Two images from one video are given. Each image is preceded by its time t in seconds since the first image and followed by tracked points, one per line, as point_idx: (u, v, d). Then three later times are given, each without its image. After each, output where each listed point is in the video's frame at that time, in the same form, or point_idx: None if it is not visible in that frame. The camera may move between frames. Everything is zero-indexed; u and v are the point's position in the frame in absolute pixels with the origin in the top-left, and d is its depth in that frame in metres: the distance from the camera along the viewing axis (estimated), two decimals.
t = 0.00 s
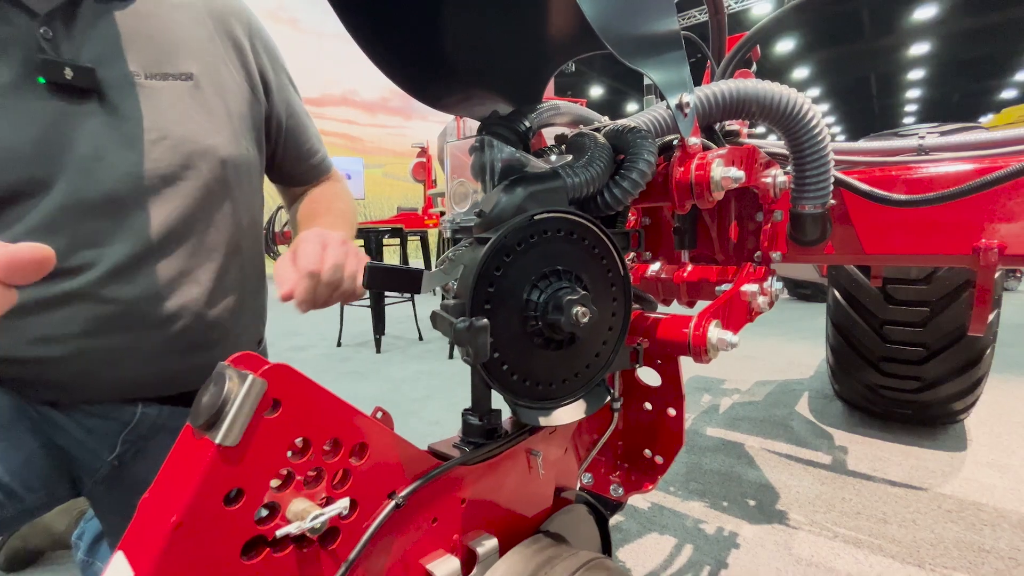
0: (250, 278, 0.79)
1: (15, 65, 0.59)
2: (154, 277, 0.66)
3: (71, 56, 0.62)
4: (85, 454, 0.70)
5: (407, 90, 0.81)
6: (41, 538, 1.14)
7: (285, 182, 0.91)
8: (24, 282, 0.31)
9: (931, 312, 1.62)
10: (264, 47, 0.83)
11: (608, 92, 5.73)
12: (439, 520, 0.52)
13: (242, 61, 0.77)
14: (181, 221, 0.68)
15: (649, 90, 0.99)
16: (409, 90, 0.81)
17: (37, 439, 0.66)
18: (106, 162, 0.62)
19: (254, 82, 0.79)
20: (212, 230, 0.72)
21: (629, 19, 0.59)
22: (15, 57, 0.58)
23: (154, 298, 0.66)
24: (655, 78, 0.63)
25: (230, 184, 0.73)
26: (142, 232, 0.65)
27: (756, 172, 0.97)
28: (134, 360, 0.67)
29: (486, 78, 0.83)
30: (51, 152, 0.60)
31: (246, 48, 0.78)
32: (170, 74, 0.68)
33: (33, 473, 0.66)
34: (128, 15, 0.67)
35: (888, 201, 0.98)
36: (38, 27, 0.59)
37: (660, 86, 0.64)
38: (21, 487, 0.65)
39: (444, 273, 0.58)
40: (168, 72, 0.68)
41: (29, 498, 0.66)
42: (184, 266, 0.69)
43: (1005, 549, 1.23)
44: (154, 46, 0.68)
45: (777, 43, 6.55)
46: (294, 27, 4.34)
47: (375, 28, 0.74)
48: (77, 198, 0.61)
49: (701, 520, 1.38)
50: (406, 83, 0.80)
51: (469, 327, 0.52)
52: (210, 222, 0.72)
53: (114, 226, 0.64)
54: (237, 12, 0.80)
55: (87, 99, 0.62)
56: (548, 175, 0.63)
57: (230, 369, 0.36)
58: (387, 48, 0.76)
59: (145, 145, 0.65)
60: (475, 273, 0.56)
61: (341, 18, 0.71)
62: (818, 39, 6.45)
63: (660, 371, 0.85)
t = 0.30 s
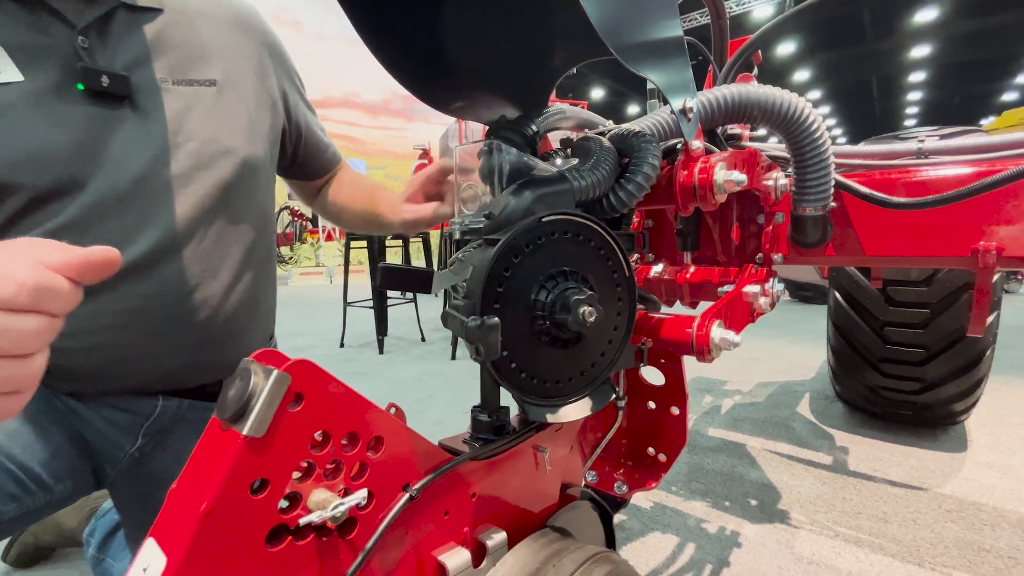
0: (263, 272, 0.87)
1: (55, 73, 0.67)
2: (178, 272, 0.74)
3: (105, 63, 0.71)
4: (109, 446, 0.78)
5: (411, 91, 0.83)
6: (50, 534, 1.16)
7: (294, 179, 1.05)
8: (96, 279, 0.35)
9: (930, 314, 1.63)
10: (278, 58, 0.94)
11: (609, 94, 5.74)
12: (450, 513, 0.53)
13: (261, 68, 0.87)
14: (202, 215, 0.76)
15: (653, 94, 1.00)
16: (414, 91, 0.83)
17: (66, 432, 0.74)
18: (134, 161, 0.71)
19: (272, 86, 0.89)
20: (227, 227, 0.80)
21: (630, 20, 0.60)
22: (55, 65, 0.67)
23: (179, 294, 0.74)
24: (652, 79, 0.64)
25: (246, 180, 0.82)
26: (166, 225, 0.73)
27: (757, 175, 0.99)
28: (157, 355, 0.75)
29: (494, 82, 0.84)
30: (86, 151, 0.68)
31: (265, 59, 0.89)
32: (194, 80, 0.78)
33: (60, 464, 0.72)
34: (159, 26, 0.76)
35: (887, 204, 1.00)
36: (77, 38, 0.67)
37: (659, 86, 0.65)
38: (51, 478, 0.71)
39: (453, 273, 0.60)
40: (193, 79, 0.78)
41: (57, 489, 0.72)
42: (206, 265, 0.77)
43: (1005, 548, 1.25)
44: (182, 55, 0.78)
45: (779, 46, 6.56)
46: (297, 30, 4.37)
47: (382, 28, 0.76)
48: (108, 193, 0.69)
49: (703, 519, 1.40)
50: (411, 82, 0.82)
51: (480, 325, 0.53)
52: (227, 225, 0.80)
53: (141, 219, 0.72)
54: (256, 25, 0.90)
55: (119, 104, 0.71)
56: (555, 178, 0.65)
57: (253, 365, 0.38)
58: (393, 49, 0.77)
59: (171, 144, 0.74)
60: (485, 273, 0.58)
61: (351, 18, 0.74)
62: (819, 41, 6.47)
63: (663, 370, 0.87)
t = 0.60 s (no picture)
0: (275, 270, 0.92)
1: (87, 81, 0.74)
2: (195, 272, 0.80)
3: (135, 71, 0.78)
4: (122, 437, 0.83)
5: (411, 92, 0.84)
6: (61, 533, 1.19)
7: (317, 182, 1.11)
8: (108, 298, 0.38)
9: (929, 316, 1.65)
10: (296, 67, 1.01)
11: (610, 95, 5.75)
12: (456, 510, 0.55)
13: (281, 75, 0.95)
14: (222, 214, 0.83)
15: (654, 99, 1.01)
16: (415, 92, 0.84)
17: (84, 429, 0.80)
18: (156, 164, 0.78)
19: (290, 93, 0.96)
20: (241, 228, 0.85)
21: (628, 22, 0.62)
22: (88, 73, 0.74)
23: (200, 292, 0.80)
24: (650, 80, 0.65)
25: (264, 185, 0.88)
26: (185, 224, 0.79)
27: (756, 179, 1.00)
28: (172, 349, 0.80)
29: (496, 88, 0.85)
30: (113, 152, 0.75)
31: (285, 68, 0.96)
32: (218, 88, 0.85)
33: (79, 455, 0.80)
34: (188, 38, 0.84)
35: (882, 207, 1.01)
36: (110, 48, 0.75)
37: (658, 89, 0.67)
38: (70, 468, 0.78)
39: (459, 275, 0.62)
40: (216, 87, 0.85)
41: (75, 480, 0.79)
42: (228, 267, 0.83)
43: (1002, 548, 1.26)
44: (207, 65, 0.85)
45: (780, 48, 6.57)
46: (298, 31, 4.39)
47: (386, 32, 0.78)
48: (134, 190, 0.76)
49: (703, 518, 1.41)
50: (412, 83, 0.83)
51: (486, 326, 0.55)
52: (238, 229, 0.85)
53: (161, 214, 0.79)
54: (276, 35, 0.97)
55: (147, 110, 0.79)
56: (558, 182, 0.66)
57: (266, 364, 0.39)
58: (396, 53, 0.80)
59: (195, 149, 0.81)
60: (490, 276, 0.59)
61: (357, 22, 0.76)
62: (820, 43, 6.47)
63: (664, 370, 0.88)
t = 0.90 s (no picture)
0: (295, 266, 0.93)
1: (124, 90, 0.77)
2: (205, 273, 0.81)
3: (172, 81, 0.81)
4: (124, 427, 0.85)
5: (412, 92, 0.86)
6: (68, 530, 1.21)
7: (341, 191, 1.12)
8: (118, 280, 0.40)
9: (928, 316, 1.66)
10: (324, 79, 1.03)
11: (609, 95, 5.77)
12: (464, 505, 0.56)
13: (309, 86, 0.98)
14: (253, 210, 0.85)
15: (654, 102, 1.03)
16: (416, 92, 0.85)
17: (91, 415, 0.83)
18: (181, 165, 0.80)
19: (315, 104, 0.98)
20: (263, 224, 0.87)
21: (631, 26, 0.63)
22: (127, 81, 0.77)
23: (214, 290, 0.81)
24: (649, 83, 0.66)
25: (286, 192, 0.90)
26: (198, 225, 0.80)
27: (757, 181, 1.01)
28: (181, 344, 0.82)
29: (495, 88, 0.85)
30: (143, 156, 0.78)
31: (312, 81, 0.98)
32: (247, 99, 0.87)
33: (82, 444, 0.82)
34: (226, 52, 0.87)
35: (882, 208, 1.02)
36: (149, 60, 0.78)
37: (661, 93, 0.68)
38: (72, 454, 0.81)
39: (465, 276, 0.63)
40: (246, 98, 0.87)
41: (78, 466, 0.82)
42: (258, 258, 0.86)
43: (1000, 546, 1.27)
44: (240, 77, 0.87)
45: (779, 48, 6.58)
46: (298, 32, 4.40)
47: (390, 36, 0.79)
48: (165, 190, 0.79)
49: (703, 517, 1.42)
50: (414, 83, 0.85)
51: (493, 325, 0.56)
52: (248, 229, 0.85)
53: (184, 215, 0.80)
54: (305, 49, 1.00)
55: (180, 117, 0.81)
56: (562, 185, 0.67)
57: (282, 363, 0.40)
58: (400, 56, 0.82)
59: (221, 157, 0.83)
60: (496, 277, 0.60)
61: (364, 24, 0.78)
62: (819, 44, 6.49)
63: (664, 369, 0.89)
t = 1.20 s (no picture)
0: (284, 277, 0.93)
1: (110, 91, 0.76)
2: (198, 277, 0.81)
3: (158, 82, 0.80)
4: (121, 432, 0.85)
5: (411, 88, 0.86)
6: (78, 525, 1.23)
7: (337, 186, 1.13)
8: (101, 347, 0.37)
9: (925, 315, 1.68)
10: (321, 74, 1.04)
11: (609, 94, 5.78)
12: (471, 500, 0.57)
13: (307, 84, 0.99)
14: (239, 216, 0.84)
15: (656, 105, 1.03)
16: (416, 90, 0.86)
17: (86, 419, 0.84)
18: (169, 166, 0.79)
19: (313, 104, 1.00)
20: (255, 228, 0.87)
21: (628, 23, 0.64)
22: (114, 82, 0.76)
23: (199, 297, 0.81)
24: (646, 82, 0.66)
25: (276, 193, 0.89)
26: (196, 233, 0.80)
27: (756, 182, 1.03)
28: (178, 347, 0.82)
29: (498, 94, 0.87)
30: (133, 159, 0.77)
31: (308, 77, 0.99)
32: (237, 99, 0.86)
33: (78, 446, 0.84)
34: (214, 50, 0.85)
35: (880, 209, 1.04)
36: (136, 61, 0.77)
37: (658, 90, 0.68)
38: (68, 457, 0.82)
39: (471, 276, 0.64)
40: (236, 98, 0.86)
41: (74, 467, 0.83)
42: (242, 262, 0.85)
43: (995, 542, 1.29)
44: (233, 76, 0.87)
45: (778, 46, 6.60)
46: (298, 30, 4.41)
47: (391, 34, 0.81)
48: (146, 199, 0.78)
49: (703, 514, 1.44)
50: (413, 80, 0.85)
51: (500, 326, 0.57)
52: (245, 234, 0.85)
53: (174, 222, 0.80)
54: (299, 46, 0.99)
55: (170, 120, 0.80)
56: (567, 188, 0.69)
57: (297, 362, 0.42)
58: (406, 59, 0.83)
59: (207, 155, 0.82)
60: (503, 278, 0.62)
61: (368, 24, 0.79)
62: (819, 42, 6.51)
63: (666, 368, 0.90)
